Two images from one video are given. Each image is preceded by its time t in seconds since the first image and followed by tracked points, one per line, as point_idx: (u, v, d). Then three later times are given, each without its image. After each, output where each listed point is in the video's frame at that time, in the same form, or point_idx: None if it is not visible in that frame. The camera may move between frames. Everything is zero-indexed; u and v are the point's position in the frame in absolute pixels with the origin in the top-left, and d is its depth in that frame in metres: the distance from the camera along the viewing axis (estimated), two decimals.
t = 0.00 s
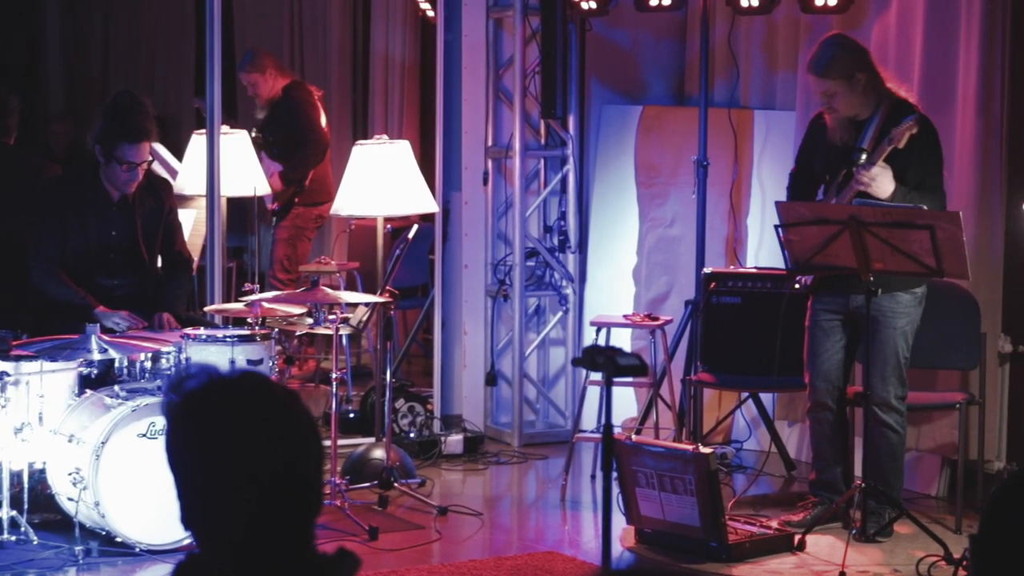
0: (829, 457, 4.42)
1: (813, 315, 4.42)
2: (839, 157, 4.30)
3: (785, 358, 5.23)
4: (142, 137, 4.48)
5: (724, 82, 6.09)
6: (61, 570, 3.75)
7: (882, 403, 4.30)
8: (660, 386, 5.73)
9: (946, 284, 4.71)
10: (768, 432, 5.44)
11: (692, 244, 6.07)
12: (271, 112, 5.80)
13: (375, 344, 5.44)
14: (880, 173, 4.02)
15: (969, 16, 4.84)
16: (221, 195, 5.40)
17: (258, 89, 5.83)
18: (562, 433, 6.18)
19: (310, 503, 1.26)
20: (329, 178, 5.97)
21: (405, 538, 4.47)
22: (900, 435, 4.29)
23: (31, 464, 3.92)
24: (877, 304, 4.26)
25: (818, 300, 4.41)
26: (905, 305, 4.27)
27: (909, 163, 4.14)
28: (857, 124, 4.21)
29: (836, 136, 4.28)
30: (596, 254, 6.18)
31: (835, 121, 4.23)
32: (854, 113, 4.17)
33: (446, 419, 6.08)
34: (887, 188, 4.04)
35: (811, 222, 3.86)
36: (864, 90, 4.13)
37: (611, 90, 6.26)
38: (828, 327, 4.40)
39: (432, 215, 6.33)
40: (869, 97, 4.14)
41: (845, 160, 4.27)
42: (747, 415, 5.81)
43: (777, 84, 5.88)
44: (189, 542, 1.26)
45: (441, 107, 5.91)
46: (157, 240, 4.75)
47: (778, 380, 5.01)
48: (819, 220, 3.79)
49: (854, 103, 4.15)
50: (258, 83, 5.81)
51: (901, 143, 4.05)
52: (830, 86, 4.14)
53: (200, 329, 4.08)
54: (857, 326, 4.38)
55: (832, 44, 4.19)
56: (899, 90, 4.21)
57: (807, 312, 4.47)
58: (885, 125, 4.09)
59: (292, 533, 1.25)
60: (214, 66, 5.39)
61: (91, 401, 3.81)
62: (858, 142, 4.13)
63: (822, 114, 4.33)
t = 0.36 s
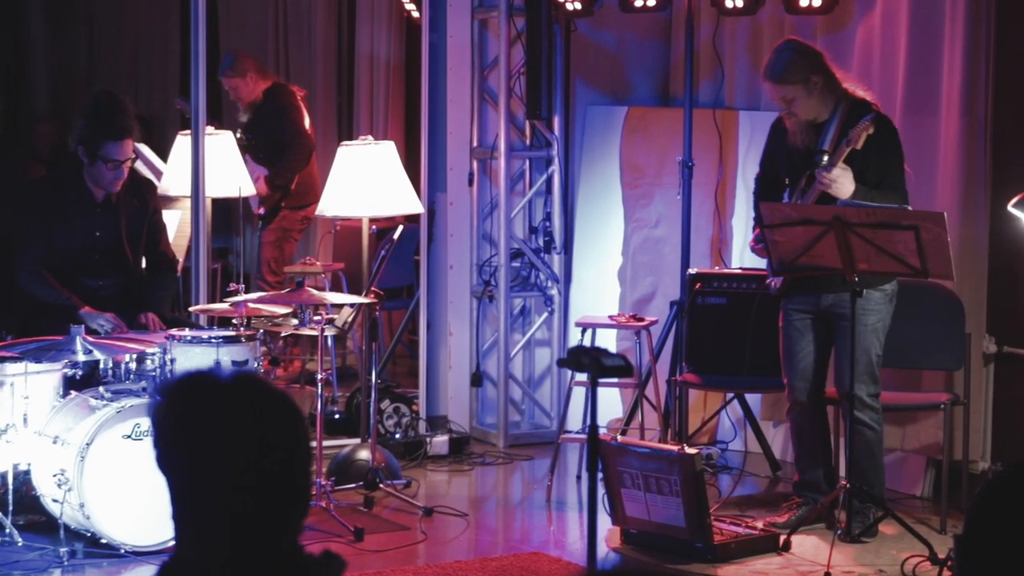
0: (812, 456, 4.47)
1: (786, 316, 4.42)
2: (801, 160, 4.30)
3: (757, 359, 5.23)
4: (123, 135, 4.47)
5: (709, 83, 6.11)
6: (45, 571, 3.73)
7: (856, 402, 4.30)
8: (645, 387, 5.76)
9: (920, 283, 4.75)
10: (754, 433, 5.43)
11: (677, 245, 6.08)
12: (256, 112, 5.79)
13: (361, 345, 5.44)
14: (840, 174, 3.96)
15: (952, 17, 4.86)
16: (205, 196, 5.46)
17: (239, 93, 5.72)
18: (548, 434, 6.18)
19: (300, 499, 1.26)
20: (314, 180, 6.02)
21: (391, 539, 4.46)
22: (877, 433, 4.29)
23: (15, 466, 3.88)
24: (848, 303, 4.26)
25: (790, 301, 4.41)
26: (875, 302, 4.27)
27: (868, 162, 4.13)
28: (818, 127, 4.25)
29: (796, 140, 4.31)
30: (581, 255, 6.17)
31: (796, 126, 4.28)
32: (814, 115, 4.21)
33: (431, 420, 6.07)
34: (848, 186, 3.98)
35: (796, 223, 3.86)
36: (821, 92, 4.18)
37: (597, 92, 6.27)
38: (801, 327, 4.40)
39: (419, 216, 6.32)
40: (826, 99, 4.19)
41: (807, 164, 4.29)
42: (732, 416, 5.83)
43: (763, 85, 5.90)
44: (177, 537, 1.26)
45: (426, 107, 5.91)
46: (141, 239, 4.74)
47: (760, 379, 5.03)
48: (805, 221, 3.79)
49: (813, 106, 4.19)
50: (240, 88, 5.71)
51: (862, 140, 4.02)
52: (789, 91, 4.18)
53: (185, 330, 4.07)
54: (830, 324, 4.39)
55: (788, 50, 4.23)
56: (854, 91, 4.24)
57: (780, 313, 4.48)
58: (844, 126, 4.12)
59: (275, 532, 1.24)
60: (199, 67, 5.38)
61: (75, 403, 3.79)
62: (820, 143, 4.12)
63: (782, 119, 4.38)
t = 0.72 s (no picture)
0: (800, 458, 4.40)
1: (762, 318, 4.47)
2: (772, 158, 4.34)
3: (734, 359, 5.27)
4: (105, 128, 4.47)
5: (695, 84, 6.12)
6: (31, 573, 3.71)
7: (803, 388, 4.33)
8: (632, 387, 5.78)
9: (904, 284, 4.78)
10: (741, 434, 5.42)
11: (663, 246, 6.08)
12: (242, 112, 5.79)
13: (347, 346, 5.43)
14: (818, 164, 3.96)
15: (938, 18, 4.88)
16: (191, 198, 5.47)
17: (226, 92, 5.73)
18: (534, 435, 6.18)
19: (274, 498, 1.27)
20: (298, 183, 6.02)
21: (377, 541, 4.46)
22: (818, 422, 4.33)
23: None
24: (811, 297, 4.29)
25: (763, 303, 4.47)
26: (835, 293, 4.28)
27: (843, 158, 4.14)
28: (791, 124, 4.25)
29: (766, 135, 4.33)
30: (568, 257, 6.18)
31: (768, 121, 4.28)
32: (785, 112, 4.22)
33: (418, 421, 6.06)
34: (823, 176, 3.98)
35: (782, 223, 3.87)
36: (793, 87, 4.20)
37: (583, 93, 6.27)
38: (775, 327, 4.44)
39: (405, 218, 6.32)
40: (798, 95, 4.20)
41: (779, 160, 4.30)
42: (718, 417, 5.85)
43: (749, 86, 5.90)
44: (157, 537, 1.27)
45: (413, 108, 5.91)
46: (126, 241, 4.73)
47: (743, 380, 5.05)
48: (791, 222, 3.79)
49: (785, 101, 4.20)
50: (226, 86, 5.70)
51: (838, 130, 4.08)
52: (762, 85, 4.19)
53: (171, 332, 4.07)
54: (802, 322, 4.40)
55: (761, 44, 4.26)
56: (824, 88, 4.25)
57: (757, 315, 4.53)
58: (816, 122, 4.14)
59: (250, 532, 1.26)
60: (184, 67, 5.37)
61: (61, 404, 3.76)
62: (792, 139, 4.16)
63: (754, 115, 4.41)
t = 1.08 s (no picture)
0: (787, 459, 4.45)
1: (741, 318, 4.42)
2: (750, 162, 4.39)
3: (722, 364, 5.26)
4: (91, 128, 4.44)
5: (682, 86, 6.13)
6: None
7: (766, 386, 4.29)
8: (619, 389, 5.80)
9: (894, 286, 4.78)
10: (727, 436, 5.44)
11: (650, 248, 6.08)
12: (226, 115, 5.71)
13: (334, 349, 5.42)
14: (790, 169, 4.00)
15: (924, 20, 4.90)
16: (178, 201, 5.41)
17: (209, 94, 5.68)
18: (522, 438, 6.17)
19: (256, 497, 1.29)
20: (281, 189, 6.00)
21: (365, 543, 4.45)
22: (777, 422, 4.26)
23: None
24: (789, 298, 4.25)
25: (742, 303, 4.42)
26: (811, 295, 4.25)
27: (818, 161, 4.16)
28: (770, 126, 4.27)
29: (747, 137, 4.36)
30: (554, 261, 6.19)
31: (748, 123, 4.30)
32: (765, 114, 4.24)
33: (405, 424, 6.09)
34: (796, 180, 4.03)
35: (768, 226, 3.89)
36: (774, 90, 4.21)
37: (570, 96, 6.27)
38: (752, 328, 4.40)
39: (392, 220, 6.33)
40: (778, 97, 4.22)
41: (757, 162, 4.36)
42: (705, 419, 5.86)
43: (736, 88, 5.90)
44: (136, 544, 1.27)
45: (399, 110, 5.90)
46: (111, 245, 4.73)
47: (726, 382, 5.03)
48: (778, 225, 3.81)
49: (765, 104, 4.21)
50: (209, 89, 5.67)
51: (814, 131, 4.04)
52: (742, 87, 4.19)
53: (158, 335, 4.04)
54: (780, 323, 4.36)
55: (741, 47, 4.26)
56: (803, 90, 4.26)
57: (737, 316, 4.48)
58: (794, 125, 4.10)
59: (233, 533, 1.27)
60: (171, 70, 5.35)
61: (48, 407, 3.74)
62: (770, 142, 4.10)
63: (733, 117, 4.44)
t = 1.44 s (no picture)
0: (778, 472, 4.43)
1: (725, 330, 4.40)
2: (733, 173, 4.39)
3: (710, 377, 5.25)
4: (81, 140, 4.44)
5: (671, 99, 6.15)
6: None
7: (751, 396, 4.25)
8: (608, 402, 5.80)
9: (880, 299, 4.81)
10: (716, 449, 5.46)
11: (639, 261, 6.10)
12: (212, 126, 5.78)
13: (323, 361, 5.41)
14: (775, 178, 3.97)
15: (912, 34, 4.94)
16: (166, 214, 5.38)
17: (194, 106, 5.78)
18: (510, 451, 6.17)
19: (247, 511, 1.28)
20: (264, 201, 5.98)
21: (354, 557, 4.44)
22: (762, 432, 4.23)
23: None
24: (773, 307, 4.24)
25: (725, 314, 4.40)
26: (795, 304, 4.24)
27: (802, 171, 4.18)
28: (754, 138, 4.28)
29: (732, 148, 4.37)
30: (543, 274, 6.20)
31: (733, 134, 4.31)
32: (751, 125, 4.25)
33: (395, 437, 6.03)
34: (780, 193, 4.00)
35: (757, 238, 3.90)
36: (758, 101, 4.23)
37: (559, 108, 6.29)
38: (735, 339, 4.37)
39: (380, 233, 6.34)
40: (763, 109, 4.24)
41: (741, 172, 4.35)
42: (694, 432, 5.87)
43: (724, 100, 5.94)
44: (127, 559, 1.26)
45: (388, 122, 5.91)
46: (101, 258, 4.71)
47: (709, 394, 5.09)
48: (767, 238, 3.81)
49: (750, 114, 4.23)
50: (195, 100, 5.77)
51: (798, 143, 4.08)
52: (727, 98, 4.21)
53: (147, 348, 4.04)
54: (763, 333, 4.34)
55: (727, 58, 4.27)
56: (787, 103, 4.29)
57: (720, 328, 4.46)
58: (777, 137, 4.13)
59: (223, 544, 1.26)
60: (160, 82, 5.35)
61: (36, 420, 3.74)
62: (753, 154, 4.13)
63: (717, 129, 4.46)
